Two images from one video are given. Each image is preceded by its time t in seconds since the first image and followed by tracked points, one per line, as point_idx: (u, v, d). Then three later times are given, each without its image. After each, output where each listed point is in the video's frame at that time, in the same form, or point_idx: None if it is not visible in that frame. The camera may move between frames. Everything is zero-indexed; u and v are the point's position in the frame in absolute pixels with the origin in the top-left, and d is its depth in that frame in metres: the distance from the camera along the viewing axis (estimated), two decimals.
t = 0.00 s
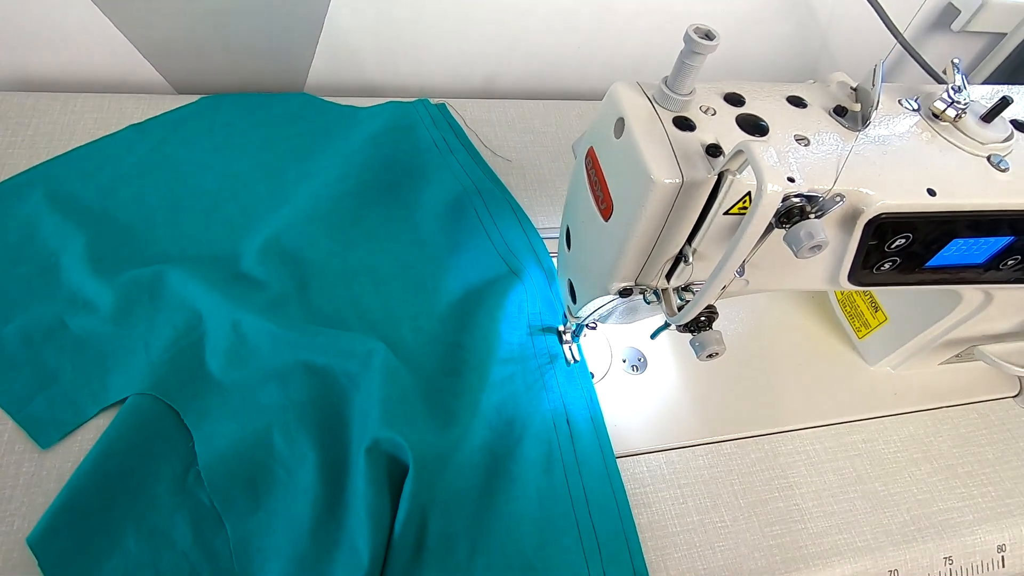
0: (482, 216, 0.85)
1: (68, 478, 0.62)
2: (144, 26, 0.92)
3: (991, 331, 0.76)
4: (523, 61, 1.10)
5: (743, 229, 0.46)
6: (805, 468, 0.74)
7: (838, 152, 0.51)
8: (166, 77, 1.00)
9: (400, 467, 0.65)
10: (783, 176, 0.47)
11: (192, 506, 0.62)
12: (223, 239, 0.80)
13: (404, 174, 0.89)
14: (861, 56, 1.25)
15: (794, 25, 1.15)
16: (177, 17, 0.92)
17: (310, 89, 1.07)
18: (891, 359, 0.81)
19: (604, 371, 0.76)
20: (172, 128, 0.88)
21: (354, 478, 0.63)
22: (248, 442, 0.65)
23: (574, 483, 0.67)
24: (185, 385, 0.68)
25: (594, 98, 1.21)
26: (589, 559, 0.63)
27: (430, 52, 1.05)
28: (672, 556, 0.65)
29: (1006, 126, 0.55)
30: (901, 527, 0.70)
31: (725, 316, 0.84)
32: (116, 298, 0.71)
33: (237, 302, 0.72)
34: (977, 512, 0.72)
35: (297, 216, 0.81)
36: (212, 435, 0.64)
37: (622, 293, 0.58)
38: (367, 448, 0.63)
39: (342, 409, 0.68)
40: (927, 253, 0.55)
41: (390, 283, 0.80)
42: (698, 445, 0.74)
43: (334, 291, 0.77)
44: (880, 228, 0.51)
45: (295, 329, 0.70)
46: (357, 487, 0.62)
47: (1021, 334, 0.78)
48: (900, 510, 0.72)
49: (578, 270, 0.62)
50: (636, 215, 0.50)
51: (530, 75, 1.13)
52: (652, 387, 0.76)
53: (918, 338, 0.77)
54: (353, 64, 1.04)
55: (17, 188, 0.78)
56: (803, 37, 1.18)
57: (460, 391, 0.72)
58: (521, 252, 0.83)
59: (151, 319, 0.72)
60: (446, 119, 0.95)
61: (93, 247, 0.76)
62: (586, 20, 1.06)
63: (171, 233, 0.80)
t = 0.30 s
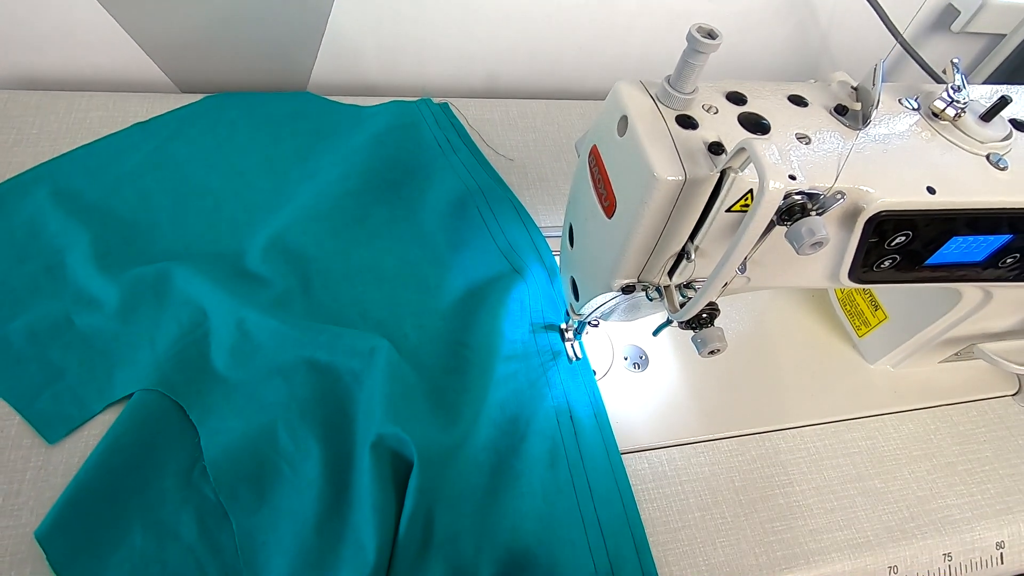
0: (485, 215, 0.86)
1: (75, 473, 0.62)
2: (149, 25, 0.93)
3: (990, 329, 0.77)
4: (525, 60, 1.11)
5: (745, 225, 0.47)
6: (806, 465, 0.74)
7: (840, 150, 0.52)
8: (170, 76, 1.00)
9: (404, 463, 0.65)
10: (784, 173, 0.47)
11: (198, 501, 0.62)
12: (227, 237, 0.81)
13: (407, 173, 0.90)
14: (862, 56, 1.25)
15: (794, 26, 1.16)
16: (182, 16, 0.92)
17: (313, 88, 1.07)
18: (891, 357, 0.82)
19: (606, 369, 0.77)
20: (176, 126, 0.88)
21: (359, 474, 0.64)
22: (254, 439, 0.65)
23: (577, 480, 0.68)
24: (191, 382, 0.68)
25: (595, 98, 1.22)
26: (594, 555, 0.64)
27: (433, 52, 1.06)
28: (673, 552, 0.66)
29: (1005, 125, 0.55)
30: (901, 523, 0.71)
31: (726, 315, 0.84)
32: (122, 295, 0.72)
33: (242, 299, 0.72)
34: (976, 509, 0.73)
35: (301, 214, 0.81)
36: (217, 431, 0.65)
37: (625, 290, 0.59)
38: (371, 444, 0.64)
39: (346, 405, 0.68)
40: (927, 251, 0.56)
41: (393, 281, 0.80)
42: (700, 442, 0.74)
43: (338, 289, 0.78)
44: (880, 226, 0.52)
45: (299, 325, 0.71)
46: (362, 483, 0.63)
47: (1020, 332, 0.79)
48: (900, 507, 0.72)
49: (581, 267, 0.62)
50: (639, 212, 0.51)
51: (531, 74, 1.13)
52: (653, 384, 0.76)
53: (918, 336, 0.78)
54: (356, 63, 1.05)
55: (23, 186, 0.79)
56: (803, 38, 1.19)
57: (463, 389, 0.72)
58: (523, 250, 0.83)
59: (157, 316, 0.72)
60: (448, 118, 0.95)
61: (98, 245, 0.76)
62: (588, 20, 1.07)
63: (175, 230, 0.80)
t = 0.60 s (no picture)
0: (486, 215, 0.86)
1: (77, 471, 0.62)
2: (151, 26, 0.93)
3: (990, 329, 0.77)
4: (526, 61, 1.11)
5: (745, 225, 0.47)
6: (805, 464, 0.75)
7: (839, 151, 0.52)
8: (172, 76, 1.01)
9: (404, 462, 0.65)
10: (783, 172, 0.48)
11: (200, 499, 0.62)
12: (229, 236, 0.81)
13: (408, 173, 0.90)
14: (861, 58, 1.26)
15: (795, 27, 1.16)
16: (184, 17, 0.93)
17: (314, 88, 1.07)
18: (891, 357, 0.82)
19: (606, 368, 0.77)
20: (179, 126, 0.89)
21: (359, 473, 0.64)
22: (256, 437, 0.65)
23: (577, 479, 0.68)
24: (193, 380, 0.68)
25: (596, 99, 1.22)
26: (595, 553, 0.64)
27: (434, 53, 1.06)
28: (672, 551, 0.66)
29: (1004, 126, 0.56)
30: (900, 523, 0.71)
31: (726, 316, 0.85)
32: (124, 294, 0.72)
33: (244, 298, 0.73)
34: (975, 509, 0.73)
35: (303, 214, 0.81)
36: (219, 429, 0.65)
37: (625, 289, 0.59)
38: (371, 443, 0.64)
39: (348, 404, 0.69)
40: (926, 251, 0.56)
41: (394, 280, 0.81)
42: (699, 441, 0.75)
43: (339, 288, 0.78)
44: (878, 226, 0.52)
45: (301, 324, 0.71)
46: (363, 482, 0.63)
47: (1019, 333, 0.79)
48: (899, 507, 0.72)
49: (581, 267, 0.62)
50: (640, 212, 0.51)
51: (532, 75, 1.14)
52: (653, 384, 0.77)
53: (917, 336, 0.78)
54: (358, 64, 1.05)
55: (26, 186, 0.79)
56: (803, 39, 1.19)
57: (463, 388, 0.72)
58: (523, 250, 0.83)
59: (159, 314, 0.73)
60: (449, 119, 0.96)
61: (101, 244, 0.76)
62: (589, 21, 1.07)
63: (177, 230, 0.81)
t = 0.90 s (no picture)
0: (486, 215, 0.86)
1: (78, 469, 0.63)
2: (153, 26, 0.93)
3: (989, 330, 0.77)
4: (527, 62, 1.11)
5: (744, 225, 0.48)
6: (804, 465, 0.75)
7: (838, 152, 0.52)
8: (174, 76, 1.01)
9: (403, 461, 0.66)
10: (782, 173, 0.48)
11: (200, 498, 0.63)
12: (230, 236, 0.81)
13: (408, 173, 0.90)
14: (861, 60, 1.26)
15: (795, 29, 1.17)
16: (186, 18, 0.93)
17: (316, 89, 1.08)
18: (890, 358, 0.82)
19: (606, 369, 0.77)
20: (181, 126, 0.89)
21: (359, 472, 0.64)
22: (256, 436, 0.66)
23: (576, 479, 0.68)
24: (193, 380, 0.69)
25: (597, 100, 1.23)
26: (590, 555, 0.64)
27: (436, 54, 1.07)
28: (671, 551, 0.66)
29: (1003, 127, 0.56)
30: (900, 524, 0.71)
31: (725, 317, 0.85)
32: (125, 293, 0.72)
33: (244, 298, 0.73)
34: (974, 510, 0.73)
35: (304, 214, 0.82)
36: (219, 428, 0.66)
37: (624, 290, 0.59)
38: (369, 442, 0.64)
39: (348, 403, 0.69)
40: (925, 252, 0.56)
41: (394, 280, 0.81)
42: (699, 442, 0.75)
43: (340, 288, 0.78)
44: (878, 226, 0.52)
45: (301, 324, 0.71)
46: (362, 481, 0.63)
47: (1018, 334, 0.79)
48: (898, 508, 0.73)
49: (581, 267, 0.63)
50: (639, 212, 0.51)
51: (533, 76, 1.14)
52: (652, 384, 0.77)
53: (916, 338, 0.78)
54: (358, 64, 1.05)
55: (27, 185, 0.80)
56: (803, 41, 1.19)
57: (463, 388, 0.73)
58: (523, 250, 0.83)
59: (160, 313, 0.73)
60: (450, 119, 0.96)
61: (102, 243, 0.77)
62: (590, 23, 1.07)
63: (178, 229, 0.81)
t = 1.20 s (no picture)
0: (484, 221, 0.87)
1: (78, 473, 0.63)
2: (153, 33, 0.94)
3: (981, 336, 0.78)
4: (525, 68, 1.12)
5: (734, 235, 0.48)
6: (798, 469, 0.75)
7: (827, 162, 0.53)
8: (174, 82, 1.02)
9: (399, 466, 0.66)
10: (771, 184, 0.48)
11: (199, 502, 0.63)
12: (229, 241, 0.82)
13: (406, 178, 0.91)
14: (858, 66, 1.26)
15: (792, 34, 1.17)
16: (186, 24, 0.94)
17: (315, 94, 1.08)
18: (884, 363, 0.83)
19: (601, 374, 0.77)
20: (181, 132, 0.90)
21: (356, 477, 0.65)
22: (253, 440, 0.66)
23: (571, 484, 0.69)
24: (192, 384, 0.69)
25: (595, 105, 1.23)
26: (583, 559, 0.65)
27: (434, 59, 1.07)
28: (666, 555, 0.67)
29: (992, 136, 0.56)
30: (893, 529, 0.72)
31: (720, 322, 0.85)
32: (125, 298, 0.73)
33: (243, 303, 0.73)
34: (967, 515, 0.74)
35: (302, 219, 0.82)
36: (217, 433, 0.66)
37: (617, 297, 0.60)
38: (365, 447, 0.65)
39: (346, 408, 0.69)
40: (916, 259, 0.57)
41: (392, 285, 0.81)
42: (693, 446, 0.75)
43: (338, 293, 0.79)
44: (867, 235, 0.53)
45: (299, 329, 0.72)
46: (359, 486, 0.64)
47: (1011, 339, 0.80)
48: (891, 512, 0.73)
49: (575, 274, 0.63)
50: (631, 221, 0.52)
51: (531, 81, 1.15)
52: (647, 389, 0.77)
53: (909, 343, 0.79)
54: (357, 70, 1.06)
55: (28, 191, 0.80)
56: (801, 47, 1.20)
57: (459, 394, 0.73)
58: (521, 256, 0.84)
59: (159, 318, 0.73)
60: (448, 124, 0.97)
61: (102, 249, 0.77)
62: (588, 28, 1.08)
63: (178, 235, 0.82)
